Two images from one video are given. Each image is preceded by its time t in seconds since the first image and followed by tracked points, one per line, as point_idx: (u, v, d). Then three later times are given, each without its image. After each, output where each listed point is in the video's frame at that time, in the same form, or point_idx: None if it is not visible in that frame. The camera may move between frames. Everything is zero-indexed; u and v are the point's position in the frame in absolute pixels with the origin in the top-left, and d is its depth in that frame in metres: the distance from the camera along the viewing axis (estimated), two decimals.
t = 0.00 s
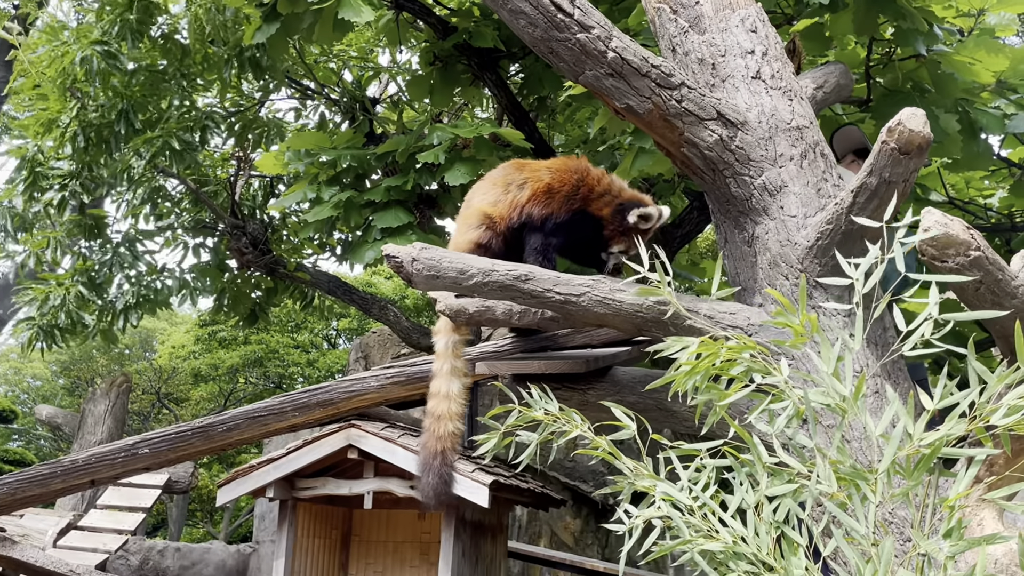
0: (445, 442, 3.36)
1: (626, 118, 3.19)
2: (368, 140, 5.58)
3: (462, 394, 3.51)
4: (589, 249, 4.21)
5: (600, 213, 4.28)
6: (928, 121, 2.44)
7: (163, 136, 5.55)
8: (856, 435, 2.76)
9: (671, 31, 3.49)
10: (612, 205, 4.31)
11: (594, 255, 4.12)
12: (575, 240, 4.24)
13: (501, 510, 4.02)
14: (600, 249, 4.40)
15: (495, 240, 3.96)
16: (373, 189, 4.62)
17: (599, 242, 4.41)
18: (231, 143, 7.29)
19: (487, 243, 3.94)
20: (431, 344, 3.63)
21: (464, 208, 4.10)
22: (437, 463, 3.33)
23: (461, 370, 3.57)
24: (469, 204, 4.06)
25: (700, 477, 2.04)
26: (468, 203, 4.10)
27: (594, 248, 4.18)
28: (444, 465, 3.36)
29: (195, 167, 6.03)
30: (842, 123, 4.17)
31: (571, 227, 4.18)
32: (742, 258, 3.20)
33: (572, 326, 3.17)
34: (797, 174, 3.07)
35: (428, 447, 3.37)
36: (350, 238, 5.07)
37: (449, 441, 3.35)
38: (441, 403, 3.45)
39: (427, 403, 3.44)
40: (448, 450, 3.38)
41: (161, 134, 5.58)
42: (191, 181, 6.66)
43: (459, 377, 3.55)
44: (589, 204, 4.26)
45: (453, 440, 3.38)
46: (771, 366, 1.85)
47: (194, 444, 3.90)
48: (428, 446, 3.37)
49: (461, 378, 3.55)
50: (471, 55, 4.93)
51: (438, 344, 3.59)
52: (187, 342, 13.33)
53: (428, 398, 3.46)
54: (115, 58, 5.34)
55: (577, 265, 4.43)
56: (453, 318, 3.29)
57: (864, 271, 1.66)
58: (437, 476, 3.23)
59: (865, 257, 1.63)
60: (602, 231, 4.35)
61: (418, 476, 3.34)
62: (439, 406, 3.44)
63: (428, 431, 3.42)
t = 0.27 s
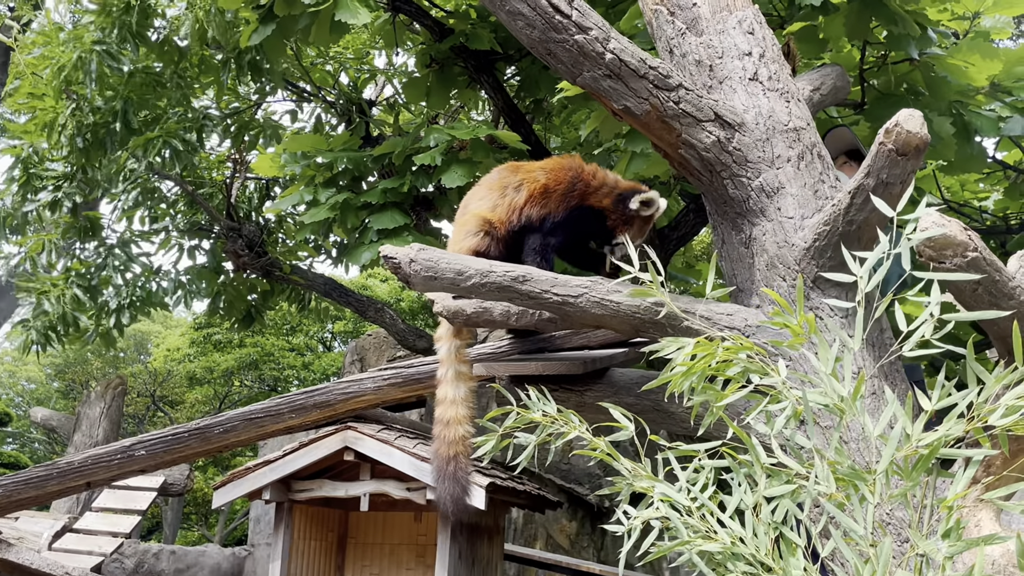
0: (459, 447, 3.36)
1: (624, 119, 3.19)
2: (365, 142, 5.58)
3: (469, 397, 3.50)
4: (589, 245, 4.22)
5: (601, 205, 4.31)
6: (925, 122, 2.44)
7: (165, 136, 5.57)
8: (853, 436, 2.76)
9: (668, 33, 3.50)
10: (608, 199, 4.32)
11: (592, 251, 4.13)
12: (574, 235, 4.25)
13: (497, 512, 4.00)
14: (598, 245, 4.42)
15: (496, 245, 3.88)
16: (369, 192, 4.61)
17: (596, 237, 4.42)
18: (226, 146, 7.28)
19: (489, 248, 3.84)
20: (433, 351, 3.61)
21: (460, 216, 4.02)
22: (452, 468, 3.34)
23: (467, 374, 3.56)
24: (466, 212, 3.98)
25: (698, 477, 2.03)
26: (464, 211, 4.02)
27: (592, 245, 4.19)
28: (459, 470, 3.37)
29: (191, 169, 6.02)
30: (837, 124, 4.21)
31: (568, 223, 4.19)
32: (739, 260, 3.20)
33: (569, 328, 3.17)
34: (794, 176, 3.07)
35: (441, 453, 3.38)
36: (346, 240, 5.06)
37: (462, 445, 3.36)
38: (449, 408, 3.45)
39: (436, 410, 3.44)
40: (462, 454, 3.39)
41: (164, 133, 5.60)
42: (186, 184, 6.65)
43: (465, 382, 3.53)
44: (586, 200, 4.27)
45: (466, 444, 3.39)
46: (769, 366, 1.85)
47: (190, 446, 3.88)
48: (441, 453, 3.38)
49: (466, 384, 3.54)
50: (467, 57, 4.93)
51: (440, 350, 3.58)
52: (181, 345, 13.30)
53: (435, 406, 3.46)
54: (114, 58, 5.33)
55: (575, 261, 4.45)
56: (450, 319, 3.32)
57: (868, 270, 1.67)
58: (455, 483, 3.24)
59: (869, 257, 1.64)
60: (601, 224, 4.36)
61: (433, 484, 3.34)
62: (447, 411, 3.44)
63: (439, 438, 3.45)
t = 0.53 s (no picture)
0: (449, 453, 3.37)
1: (615, 124, 3.20)
2: (357, 148, 5.59)
3: (458, 403, 3.51)
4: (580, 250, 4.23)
5: (591, 210, 4.33)
6: (914, 128, 2.46)
7: (162, 141, 5.57)
8: (844, 440, 2.76)
9: (660, 39, 3.51)
10: (599, 203, 4.33)
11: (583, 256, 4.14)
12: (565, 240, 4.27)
13: (490, 518, 4.00)
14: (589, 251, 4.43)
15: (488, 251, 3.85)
16: (361, 197, 4.61)
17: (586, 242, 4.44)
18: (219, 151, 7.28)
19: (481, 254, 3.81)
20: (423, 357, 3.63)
21: (451, 222, 3.99)
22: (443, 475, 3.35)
23: (456, 380, 3.57)
24: (457, 217, 3.96)
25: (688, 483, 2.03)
26: (454, 216, 4.00)
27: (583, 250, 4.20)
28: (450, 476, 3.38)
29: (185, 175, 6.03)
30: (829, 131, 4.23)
31: (558, 228, 4.20)
32: (730, 265, 3.20)
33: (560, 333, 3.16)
34: (784, 181, 3.08)
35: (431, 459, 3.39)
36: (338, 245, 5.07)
37: (453, 451, 3.37)
38: (439, 415, 3.45)
39: (425, 416, 3.45)
40: (452, 460, 3.40)
41: (162, 137, 5.61)
42: (179, 189, 6.65)
43: (454, 388, 3.54)
44: (576, 205, 4.28)
45: (456, 450, 3.40)
46: (760, 371, 1.85)
47: (181, 451, 3.88)
48: (432, 459, 3.39)
49: (456, 391, 3.54)
50: (460, 62, 4.94)
51: (430, 356, 3.60)
52: (174, 351, 13.28)
53: (425, 412, 3.47)
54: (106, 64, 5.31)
55: (566, 267, 4.45)
56: (442, 325, 3.31)
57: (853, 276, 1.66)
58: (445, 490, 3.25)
59: (853, 264, 1.63)
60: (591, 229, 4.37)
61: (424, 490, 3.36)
62: (437, 417, 3.45)
63: (430, 444, 3.45)
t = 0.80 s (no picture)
0: (442, 461, 3.36)
1: (607, 131, 3.20)
2: (350, 154, 5.59)
3: (449, 410, 3.50)
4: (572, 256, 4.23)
5: (583, 216, 4.32)
6: (904, 135, 2.47)
7: (153, 147, 5.55)
8: (835, 446, 2.76)
9: (652, 46, 3.52)
10: (590, 208, 4.33)
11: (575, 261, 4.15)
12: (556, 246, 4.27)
13: (482, 525, 3.99)
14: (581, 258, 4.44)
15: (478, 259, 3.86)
16: (354, 203, 4.61)
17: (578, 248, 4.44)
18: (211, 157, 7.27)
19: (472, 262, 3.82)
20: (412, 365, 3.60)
21: (441, 231, 3.99)
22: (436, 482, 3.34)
23: (446, 388, 3.55)
24: (447, 226, 3.96)
25: (680, 489, 2.02)
26: (445, 226, 4.00)
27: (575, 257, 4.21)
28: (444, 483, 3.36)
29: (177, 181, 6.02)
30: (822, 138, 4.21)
31: (549, 234, 4.20)
32: (721, 272, 3.21)
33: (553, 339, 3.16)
34: (775, 188, 3.09)
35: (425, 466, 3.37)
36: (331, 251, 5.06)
37: (445, 459, 3.36)
38: (429, 423, 3.44)
39: (416, 424, 3.43)
40: (445, 467, 3.38)
41: (153, 144, 5.58)
42: (172, 194, 6.64)
43: (445, 396, 3.52)
44: (569, 210, 4.28)
45: (449, 458, 3.39)
46: (754, 377, 1.85)
47: (172, 458, 3.86)
48: (424, 466, 3.37)
49: (446, 399, 3.53)
50: (453, 69, 4.94)
51: (420, 364, 3.58)
52: (166, 357, 13.25)
53: (416, 420, 3.44)
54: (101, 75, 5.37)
55: (558, 274, 4.46)
56: (434, 331, 3.29)
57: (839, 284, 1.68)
58: (440, 497, 3.23)
59: (841, 272, 1.66)
60: (583, 235, 4.37)
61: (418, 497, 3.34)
62: (428, 426, 3.43)
63: (422, 452, 3.43)
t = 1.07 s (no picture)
0: (439, 469, 3.37)
1: (604, 138, 3.21)
2: (346, 160, 5.59)
3: (444, 417, 3.49)
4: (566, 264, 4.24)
5: (578, 224, 4.33)
6: (899, 143, 2.48)
7: (147, 152, 5.54)
8: (830, 453, 2.77)
9: (648, 53, 3.53)
10: (585, 217, 4.34)
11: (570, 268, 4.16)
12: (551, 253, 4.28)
13: (477, 531, 3.98)
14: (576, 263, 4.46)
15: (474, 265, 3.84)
16: (350, 209, 4.60)
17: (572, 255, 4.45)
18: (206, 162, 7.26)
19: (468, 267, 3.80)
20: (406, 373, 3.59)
21: (435, 238, 3.97)
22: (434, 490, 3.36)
23: (441, 395, 3.54)
24: (442, 233, 3.93)
25: (676, 496, 2.02)
26: (439, 233, 3.97)
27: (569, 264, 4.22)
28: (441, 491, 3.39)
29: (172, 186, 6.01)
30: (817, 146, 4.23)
31: (544, 241, 4.20)
32: (718, 279, 3.22)
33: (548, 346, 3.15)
34: (771, 196, 3.10)
35: (421, 475, 3.39)
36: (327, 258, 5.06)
37: (442, 467, 3.37)
38: (425, 431, 3.43)
39: (411, 433, 3.42)
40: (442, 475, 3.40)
41: (147, 148, 5.56)
42: (167, 200, 6.63)
43: (440, 403, 3.51)
44: (563, 217, 4.29)
45: (446, 465, 3.41)
46: (749, 386, 1.85)
47: (167, 464, 3.84)
48: (421, 475, 3.38)
49: (440, 406, 3.52)
50: (449, 75, 4.95)
51: (414, 372, 3.57)
52: (160, 363, 13.21)
53: (411, 429, 3.43)
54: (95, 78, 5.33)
55: (552, 280, 4.47)
56: (430, 337, 3.30)
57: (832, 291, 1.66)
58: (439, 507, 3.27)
59: (831, 279, 1.64)
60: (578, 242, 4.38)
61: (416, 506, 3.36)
62: (423, 434, 3.42)
63: (418, 461, 3.43)
